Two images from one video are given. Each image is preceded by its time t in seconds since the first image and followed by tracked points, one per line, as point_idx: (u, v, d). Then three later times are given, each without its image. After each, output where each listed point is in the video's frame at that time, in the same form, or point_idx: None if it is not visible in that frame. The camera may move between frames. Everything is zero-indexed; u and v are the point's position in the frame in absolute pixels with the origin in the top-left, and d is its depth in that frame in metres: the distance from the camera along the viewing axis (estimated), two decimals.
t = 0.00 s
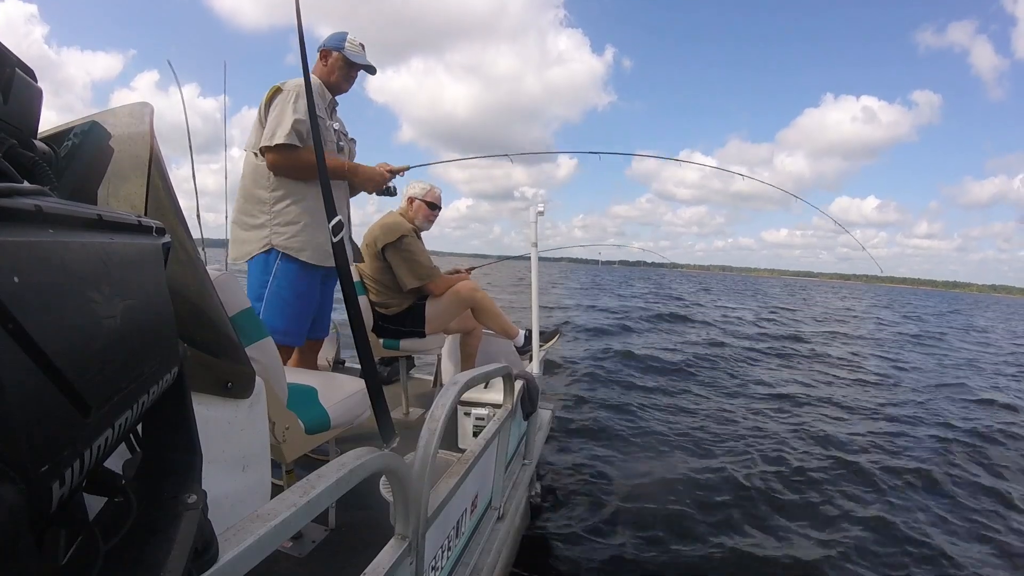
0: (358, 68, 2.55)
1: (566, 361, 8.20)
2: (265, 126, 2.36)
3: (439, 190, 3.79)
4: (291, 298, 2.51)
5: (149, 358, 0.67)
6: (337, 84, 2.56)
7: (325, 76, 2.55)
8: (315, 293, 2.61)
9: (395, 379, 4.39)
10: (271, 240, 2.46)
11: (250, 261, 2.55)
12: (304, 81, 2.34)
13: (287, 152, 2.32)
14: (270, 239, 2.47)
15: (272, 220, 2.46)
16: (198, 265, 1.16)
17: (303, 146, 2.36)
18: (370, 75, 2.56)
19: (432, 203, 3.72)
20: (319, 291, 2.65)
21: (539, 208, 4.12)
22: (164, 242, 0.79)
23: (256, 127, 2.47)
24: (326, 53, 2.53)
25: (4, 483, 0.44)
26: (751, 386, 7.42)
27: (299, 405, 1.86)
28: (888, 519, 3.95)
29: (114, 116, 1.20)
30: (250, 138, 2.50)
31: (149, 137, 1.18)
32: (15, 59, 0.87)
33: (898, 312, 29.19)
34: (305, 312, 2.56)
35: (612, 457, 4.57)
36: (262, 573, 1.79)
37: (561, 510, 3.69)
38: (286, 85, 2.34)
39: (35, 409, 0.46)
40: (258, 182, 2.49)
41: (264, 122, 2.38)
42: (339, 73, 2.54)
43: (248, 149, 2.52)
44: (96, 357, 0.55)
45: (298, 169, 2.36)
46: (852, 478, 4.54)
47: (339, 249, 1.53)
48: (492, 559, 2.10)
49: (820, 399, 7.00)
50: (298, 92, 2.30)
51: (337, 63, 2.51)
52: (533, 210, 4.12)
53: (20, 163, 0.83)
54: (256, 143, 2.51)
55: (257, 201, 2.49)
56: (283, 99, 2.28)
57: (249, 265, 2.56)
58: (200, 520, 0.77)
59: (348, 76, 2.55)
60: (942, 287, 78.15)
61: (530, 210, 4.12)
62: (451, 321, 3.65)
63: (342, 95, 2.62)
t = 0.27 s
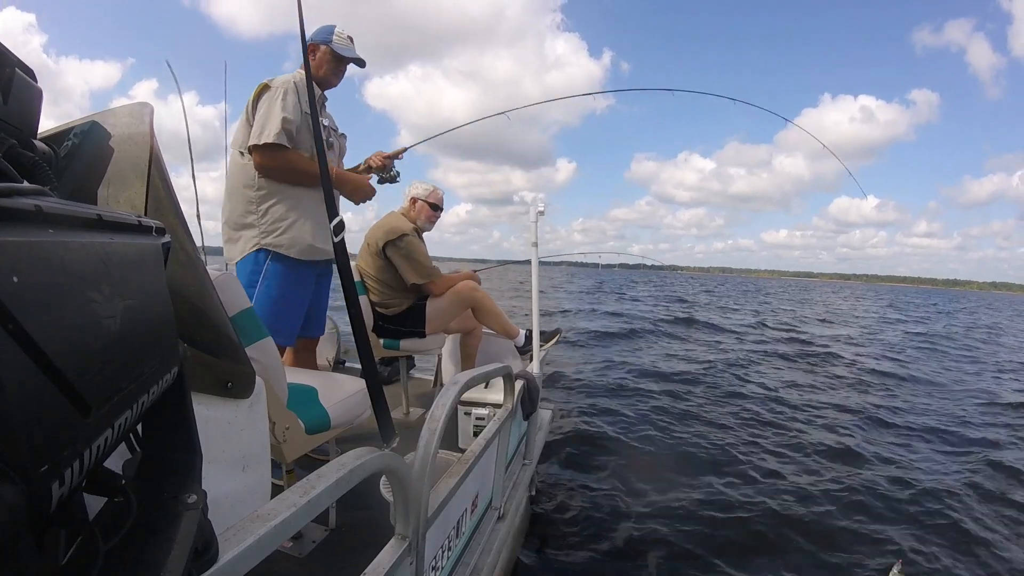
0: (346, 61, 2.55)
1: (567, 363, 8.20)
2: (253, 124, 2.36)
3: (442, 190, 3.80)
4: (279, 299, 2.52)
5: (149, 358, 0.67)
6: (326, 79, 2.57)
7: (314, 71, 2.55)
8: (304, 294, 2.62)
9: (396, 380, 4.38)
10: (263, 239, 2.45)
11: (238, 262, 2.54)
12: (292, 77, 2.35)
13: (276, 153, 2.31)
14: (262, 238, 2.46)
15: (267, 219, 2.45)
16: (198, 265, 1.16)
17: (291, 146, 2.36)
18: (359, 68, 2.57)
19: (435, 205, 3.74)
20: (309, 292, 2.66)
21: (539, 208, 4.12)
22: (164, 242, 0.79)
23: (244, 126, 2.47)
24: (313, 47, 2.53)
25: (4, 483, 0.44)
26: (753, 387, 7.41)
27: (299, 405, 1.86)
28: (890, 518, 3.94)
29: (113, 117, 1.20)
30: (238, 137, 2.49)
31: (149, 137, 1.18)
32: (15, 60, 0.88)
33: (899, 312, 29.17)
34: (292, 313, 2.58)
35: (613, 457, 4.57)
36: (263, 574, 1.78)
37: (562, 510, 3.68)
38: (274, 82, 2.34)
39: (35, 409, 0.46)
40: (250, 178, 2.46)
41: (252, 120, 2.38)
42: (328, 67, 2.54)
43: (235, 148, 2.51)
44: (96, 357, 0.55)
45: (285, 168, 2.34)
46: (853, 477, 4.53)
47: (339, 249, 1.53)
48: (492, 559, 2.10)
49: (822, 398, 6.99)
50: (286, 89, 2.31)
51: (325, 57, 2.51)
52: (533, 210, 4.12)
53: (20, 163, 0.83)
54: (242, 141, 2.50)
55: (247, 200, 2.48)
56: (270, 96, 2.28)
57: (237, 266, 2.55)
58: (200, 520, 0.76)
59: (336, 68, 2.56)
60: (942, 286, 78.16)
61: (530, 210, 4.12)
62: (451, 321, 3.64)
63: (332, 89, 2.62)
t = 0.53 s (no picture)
0: (337, 56, 2.55)
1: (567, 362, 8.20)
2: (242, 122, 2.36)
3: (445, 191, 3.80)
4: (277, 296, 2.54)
5: (149, 358, 0.66)
6: (316, 75, 2.56)
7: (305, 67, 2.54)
8: (299, 294, 2.63)
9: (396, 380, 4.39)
10: (255, 238, 2.45)
11: (232, 260, 2.52)
12: (281, 75, 2.35)
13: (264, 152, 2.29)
14: (255, 237, 2.46)
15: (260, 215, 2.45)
16: (198, 266, 1.16)
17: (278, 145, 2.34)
18: (349, 62, 2.57)
19: (438, 206, 3.75)
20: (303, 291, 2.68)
21: (539, 208, 4.12)
22: (164, 242, 0.79)
23: (233, 125, 2.47)
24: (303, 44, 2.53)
25: (4, 483, 0.43)
26: (754, 384, 7.41)
27: (299, 405, 1.86)
28: (891, 515, 3.94)
29: (113, 117, 1.20)
30: (228, 136, 2.49)
31: (149, 137, 1.18)
32: (15, 60, 0.88)
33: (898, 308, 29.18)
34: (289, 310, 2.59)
35: (614, 455, 4.57)
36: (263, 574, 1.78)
37: (562, 510, 3.68)
38: (263, 80, 2.34)
39: (34, 409, 0.46)
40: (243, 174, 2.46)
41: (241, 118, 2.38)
42: (318, 63, 2.54)
43: (226, 147, 2.51)
44: (96, 357, 0.55)
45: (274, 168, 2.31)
46: (854, 473, 4.53)
47: (339, 249, 1.53)
48: (492, 558, 2.10)
49: (823, 396, 7.00)
50: (275, 87, 2.31)
51: (315, 53, 2.51)
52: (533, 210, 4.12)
53: (20, 163, 0.83)
54: (232, 140, 2.50)
55: (238, 199, 2.48)
56: (258, 94, 2.28)
57: (231, 263, 2.53)
58: (200, 520, 0.76)
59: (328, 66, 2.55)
60: (941, 282, 78.19)
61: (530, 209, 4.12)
62: (451, 321, 3.64)
63: (323, 85, 2.61)
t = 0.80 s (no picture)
0: (337, 54, 2.54)
1: (567, 362, 8.21)
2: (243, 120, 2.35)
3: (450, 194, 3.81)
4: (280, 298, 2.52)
5: (149, 358, 0.66)
6: (317, 73, 2.56)
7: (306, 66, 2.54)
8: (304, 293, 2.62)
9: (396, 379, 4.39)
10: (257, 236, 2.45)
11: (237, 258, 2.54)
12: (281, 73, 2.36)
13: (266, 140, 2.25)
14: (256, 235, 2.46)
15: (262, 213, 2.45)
16: (197, 266, 1.16)
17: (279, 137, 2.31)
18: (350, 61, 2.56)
19: (440, 207, 3.75)
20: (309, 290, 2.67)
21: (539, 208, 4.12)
22: (164, 242, 0.79)
23: (234, 124, 2.47)
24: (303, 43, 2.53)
25: (3, 483, 0.43)
26: (754, 384, 7.41)
27: (299, 405, 1.86)
28: (890, 515, 3.94)
29: (113, 117, 1.20)
30: (228, 135, 2.49)
31: (149, 137, 1.18)
32: (15, 60, 0.88)
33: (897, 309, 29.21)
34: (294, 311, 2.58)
35: (613, 455, 4.57)
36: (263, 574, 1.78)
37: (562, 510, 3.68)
38: (263, 78, 2.35)
39: (34, 408, 0.46)
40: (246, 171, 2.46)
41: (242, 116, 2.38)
42: (319, 62, 2.53)
43: (226, 146, 2.51)
44: (96, 356, 0.55)
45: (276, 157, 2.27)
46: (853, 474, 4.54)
47: (339, 249, 1.53)
48: (492, 558, 2.11)
49: (823, 396, 7.00)
50: (275, 83, 2.31)
51: (316, 52, 2.50)
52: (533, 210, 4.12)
53: (20, 163, 0.83)
54: (233, 139, 2.50)
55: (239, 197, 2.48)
56: (259, 90, 2.28)
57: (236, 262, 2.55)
58: (200, 520, 0.76)
59: (328, 65, 2.55)
60: (941, 282, 78.22)
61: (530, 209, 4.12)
62: (452, 321, 3.64)
63: (323, 84, 2.61)
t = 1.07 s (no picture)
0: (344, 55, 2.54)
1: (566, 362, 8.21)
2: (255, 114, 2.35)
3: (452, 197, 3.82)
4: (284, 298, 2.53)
5: (149, 357, 0.66)
6: (325, 73, 2.55)
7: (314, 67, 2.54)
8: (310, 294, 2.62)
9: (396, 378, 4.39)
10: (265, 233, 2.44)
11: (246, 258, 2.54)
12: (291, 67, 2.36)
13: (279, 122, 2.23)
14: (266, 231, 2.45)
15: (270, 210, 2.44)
16: (198, 265, 1.15)
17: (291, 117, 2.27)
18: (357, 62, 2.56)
19: (441, 210, 3.76)
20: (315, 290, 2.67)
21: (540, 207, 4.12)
22: (164, 242, 0.79)
23: (244, 120, 2.47)
24: (310, 43, 2.53)
25: (4, 483, 0.43)
26: (752, 386, 7.42)
27: (299, 405, 1.86)
28: (887, 518, 3.94)
29: (113, 117, 1.20)
30: (238, 132, 2.49)
31: (149, 137, 1.18)
32: (14, 60, 0.87)
33: (897, 311, 29.22)
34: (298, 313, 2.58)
35: (611, 456, 4.57)
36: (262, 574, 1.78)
37: (560, 511, 3.68)
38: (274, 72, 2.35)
39: (34, 408, 0.46)
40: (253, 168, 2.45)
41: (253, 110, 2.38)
42: (327, 61, 2.53)
43: (237, 143, 2.51)
44: (96, 356, 0.54)
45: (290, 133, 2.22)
46: (851, 476, 4.54)
47: (339, 249, 1.53)
48: (492, 558, 2.11)
49: (821, 398, 7.01)
50: (286, 76, 2.31)
51: (323, 51, 2.50)
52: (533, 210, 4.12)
53: (19, 163, 0.82)
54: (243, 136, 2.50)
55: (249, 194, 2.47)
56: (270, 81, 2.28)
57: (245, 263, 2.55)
58: (200, 520, 0.76)
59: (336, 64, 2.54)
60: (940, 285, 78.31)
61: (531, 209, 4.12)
62: (451, 321, 3.64)
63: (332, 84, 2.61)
